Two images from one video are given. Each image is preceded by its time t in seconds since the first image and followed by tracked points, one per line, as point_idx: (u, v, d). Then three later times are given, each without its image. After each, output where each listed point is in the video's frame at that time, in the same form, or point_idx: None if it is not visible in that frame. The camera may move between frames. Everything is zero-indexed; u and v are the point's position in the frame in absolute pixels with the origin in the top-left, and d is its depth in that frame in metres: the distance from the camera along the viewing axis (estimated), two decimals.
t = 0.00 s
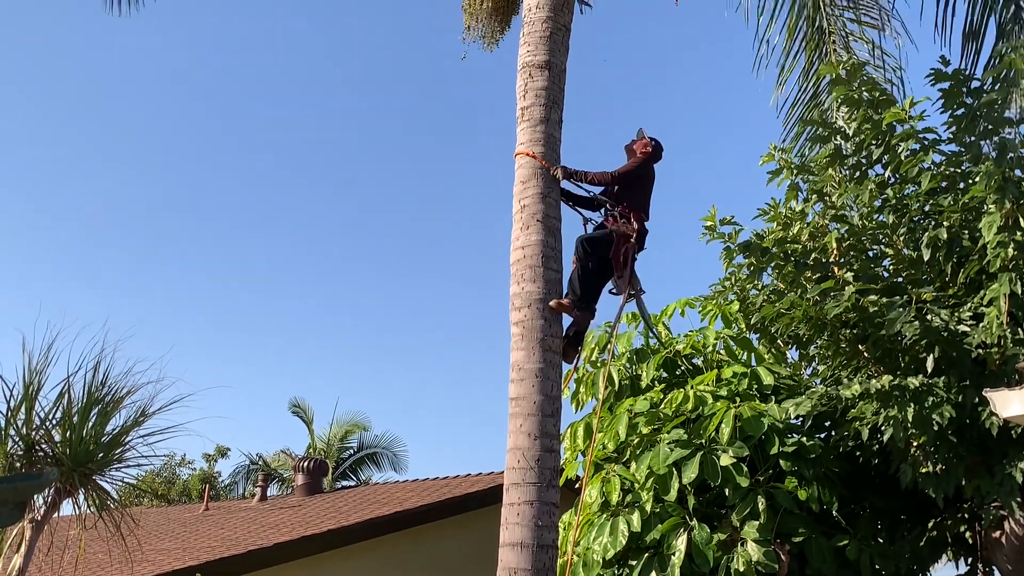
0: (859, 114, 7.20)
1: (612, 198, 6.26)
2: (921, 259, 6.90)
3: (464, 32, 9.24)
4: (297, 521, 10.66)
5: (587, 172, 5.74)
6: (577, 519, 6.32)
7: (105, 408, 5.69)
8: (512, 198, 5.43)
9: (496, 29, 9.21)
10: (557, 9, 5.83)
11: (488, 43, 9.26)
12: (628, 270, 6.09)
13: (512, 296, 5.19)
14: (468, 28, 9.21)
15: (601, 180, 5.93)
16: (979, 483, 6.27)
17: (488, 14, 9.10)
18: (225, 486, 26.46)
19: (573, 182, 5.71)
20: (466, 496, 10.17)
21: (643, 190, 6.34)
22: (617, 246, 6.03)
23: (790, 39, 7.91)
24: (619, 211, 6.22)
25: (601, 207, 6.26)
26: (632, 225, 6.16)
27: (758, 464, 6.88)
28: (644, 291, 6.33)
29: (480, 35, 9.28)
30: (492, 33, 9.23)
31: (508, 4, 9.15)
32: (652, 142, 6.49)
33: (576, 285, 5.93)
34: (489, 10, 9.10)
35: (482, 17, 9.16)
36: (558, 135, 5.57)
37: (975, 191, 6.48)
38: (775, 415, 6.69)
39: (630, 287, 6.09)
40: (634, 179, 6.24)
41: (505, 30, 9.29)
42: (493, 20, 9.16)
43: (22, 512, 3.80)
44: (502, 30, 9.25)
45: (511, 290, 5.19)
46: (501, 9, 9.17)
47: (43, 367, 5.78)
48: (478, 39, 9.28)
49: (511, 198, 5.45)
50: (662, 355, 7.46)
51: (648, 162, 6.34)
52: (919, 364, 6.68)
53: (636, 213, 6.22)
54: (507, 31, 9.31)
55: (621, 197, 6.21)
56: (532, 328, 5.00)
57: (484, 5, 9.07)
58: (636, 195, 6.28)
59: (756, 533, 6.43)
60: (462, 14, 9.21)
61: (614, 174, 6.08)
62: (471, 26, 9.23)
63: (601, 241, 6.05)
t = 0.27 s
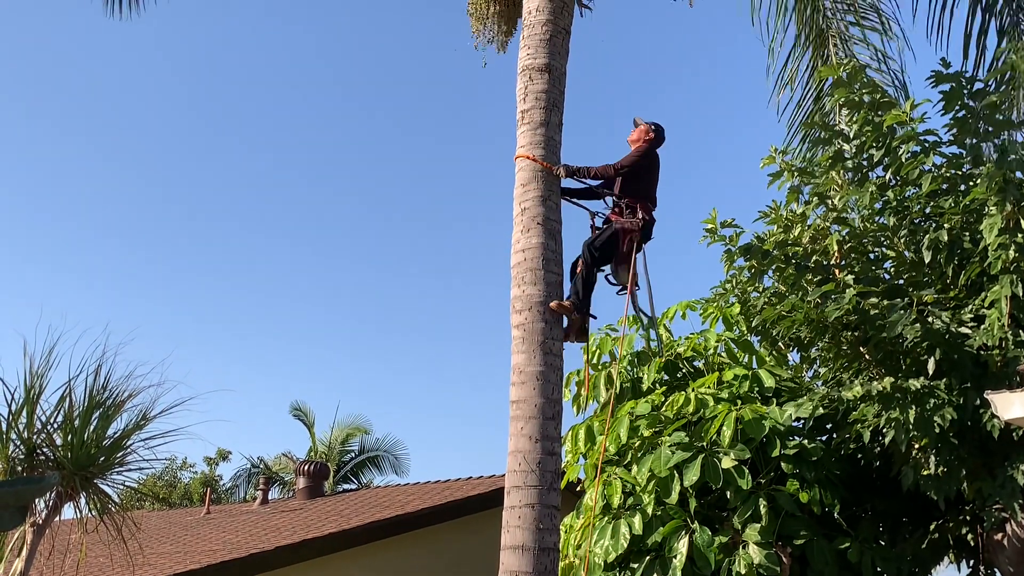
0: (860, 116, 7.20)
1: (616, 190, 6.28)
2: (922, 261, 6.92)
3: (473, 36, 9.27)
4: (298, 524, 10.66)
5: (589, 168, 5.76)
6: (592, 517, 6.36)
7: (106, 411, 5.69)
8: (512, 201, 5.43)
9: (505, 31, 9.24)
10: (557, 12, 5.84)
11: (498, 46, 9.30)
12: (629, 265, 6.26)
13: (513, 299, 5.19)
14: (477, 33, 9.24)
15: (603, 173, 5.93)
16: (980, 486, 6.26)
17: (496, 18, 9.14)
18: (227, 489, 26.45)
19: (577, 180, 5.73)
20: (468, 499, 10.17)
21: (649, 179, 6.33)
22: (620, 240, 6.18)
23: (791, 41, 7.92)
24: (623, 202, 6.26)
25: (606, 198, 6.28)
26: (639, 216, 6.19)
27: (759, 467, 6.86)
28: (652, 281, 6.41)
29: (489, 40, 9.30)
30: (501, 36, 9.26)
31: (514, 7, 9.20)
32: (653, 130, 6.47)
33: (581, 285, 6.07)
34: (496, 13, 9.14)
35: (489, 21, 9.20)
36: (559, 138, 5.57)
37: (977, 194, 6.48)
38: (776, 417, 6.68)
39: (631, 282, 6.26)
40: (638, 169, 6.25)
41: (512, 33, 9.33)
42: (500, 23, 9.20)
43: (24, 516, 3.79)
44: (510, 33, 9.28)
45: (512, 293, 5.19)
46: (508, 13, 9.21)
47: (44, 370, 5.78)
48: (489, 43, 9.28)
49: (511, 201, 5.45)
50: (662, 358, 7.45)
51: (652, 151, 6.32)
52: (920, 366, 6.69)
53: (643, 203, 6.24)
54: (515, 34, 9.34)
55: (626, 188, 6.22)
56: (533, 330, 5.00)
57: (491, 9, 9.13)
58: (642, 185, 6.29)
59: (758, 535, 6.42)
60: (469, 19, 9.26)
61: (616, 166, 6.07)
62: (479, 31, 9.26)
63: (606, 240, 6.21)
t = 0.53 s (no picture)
0: (863, 116, 7.19)
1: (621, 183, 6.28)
2: (925, 261, 6.95)
3: (480, 37, 9.26)
4: (301, 525, 10.66)
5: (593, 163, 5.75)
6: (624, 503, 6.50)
7: (110, 411, 5.70)
8: (514, 201, 5.43)
9: (512, 32, 9.24)
10: (560, 11, 5.84)
11: (505, 49, 9.29)
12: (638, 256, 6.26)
13: (515, 299, 5.19)
14: (482, 34, 9.23)
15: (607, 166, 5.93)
16: (984, 486, 6.26)
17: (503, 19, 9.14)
18: (230, 489, 26.48)
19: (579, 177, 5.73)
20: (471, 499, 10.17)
21: (655, 169, 6.31)
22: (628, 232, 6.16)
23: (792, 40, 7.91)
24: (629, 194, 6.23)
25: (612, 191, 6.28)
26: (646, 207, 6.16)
27: (762, 467, 6.86)
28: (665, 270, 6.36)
29: (496, 41, 9.29)
30: (509, 37, 9.26)
31: (519, 8, 9.20)
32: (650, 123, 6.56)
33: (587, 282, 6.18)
34: (502, 14, 9.14)
35: (496, 22, 9.19)
36: (561, 137, 5.57)
37: (980, 193, 6.51)
38: (779, 418, 6.67)
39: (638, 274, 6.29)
40: (643, 160, 6.25)
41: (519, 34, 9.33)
42: (507, 24, 9.20)
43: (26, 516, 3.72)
44: (516, 34, 9.27)
45: (515, 293, 5.19)
46: (513, 15, 9.21)
47: (48, 371, 5.79)
48: (496, 43, 9.26)
49: (514, 201, 5.45)
50: (665, 358, 7.44)
51: (655, 143, 6.33)
52: (923, 366, 6.71)
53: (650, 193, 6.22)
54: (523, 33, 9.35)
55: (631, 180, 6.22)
56: (535, 330, 5.00)
57: (496, 10, 9.13)
58: (648, 176, 6.27)
59: (760, 535, 6.42)
60: (475, 20, 9.22)
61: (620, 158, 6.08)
62: (485, 32, 9.24)
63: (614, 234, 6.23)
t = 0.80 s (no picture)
0: (867, 114, 7.18)
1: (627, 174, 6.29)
2: (929, 260, 6.93)
3: (478, 36, 9.24)
4: (305, 522, 10.68)
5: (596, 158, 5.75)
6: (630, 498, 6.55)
7: (114, 409, 5.71)
8: (518, 199, 5.43)
9: (509, 33, 9.22)
10: (564, 9, 5.83)
11: (502, 48, 9.27)
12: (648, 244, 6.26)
13: (519, 297, 5.18)
14: (481, 33, 9.21)
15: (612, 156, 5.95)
16: (988, 484, 6.25)
17: (503, 18, 9.14)
18: (234, 487, 26.51)
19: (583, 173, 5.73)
20: (474, 497, 10.18)
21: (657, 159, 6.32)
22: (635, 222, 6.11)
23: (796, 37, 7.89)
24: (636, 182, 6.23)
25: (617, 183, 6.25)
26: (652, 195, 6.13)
27: (766, 465, 6.86)
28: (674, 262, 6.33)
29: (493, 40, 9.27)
30: (507, 37, 9.24)
31: (519, 7, 9.20)
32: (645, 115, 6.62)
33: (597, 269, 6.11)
34: (502, 13, 9.14)
35: (495, 21, 9.18)
36: (565, 136, 5.57)
37: (984, 191, 6.49)
38: (783, 416, 6.66)
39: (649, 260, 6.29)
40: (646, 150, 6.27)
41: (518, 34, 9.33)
42: (505, 23, 9.19)
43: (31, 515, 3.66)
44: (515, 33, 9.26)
45: (518, 291, 5.19)
46: (513, 13, 9.21)
47: (52, 369, 5.80)
48: (493, 44, 9.24)
49: (517, 200, 5.45)
50: (668, 357, 7.44)
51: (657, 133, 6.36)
52: (928, 364, 6.64)
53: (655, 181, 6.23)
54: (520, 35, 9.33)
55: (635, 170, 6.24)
56: (539, 329, 5.00)
57: (496, 8, 9.14)
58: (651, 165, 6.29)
59: (764, 534, 6.42)
60: (475, 18, 9.23)
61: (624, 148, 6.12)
62: (484, 31, 9.21)
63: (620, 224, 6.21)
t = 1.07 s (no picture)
0: (869, 112, 7.15)
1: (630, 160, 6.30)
2: (932, 258, 6.86)
3: (475, 32, 9.25)
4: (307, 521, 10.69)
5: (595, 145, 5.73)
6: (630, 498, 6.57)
7: (116, 407, 5.72)
8: (520, 197, 5.43)
9: (506, 29, 9.22)
10: (566, 7, 5.83)
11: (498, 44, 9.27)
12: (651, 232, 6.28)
13: (521, 295, 5.19)
14: (479, 29, 9.22)
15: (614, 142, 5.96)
16: (991, 482, 6.25)
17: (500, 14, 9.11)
18: (236, 485, 26.55)
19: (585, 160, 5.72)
20: (476, 496, 10.19)
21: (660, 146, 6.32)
22: (638, 204, 6.20)
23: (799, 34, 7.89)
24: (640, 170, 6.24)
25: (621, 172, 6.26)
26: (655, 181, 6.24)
27: (767, 463, 6.88)
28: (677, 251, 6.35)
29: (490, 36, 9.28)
30: (503, 33, 9.24)
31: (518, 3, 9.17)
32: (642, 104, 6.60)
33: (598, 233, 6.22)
34: (499, 9, 9.13)
35: (492, 17, 9.18)
36: (567, 134, 5.57)
37: (986, 188, 6.47)
38: (785, 414, 6.66)
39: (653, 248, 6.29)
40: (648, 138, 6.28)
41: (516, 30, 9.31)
42: (502, 19, 9.18)
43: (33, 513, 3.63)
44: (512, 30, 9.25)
45: (520, 289, 5.19)
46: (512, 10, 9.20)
47: (54, 367, 5.81)
48: (490, 39, 9.26)
49: (519, 198, 5.45)
50: (670, 355, 7.44)
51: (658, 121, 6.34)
52: (930, 362, 6.65)
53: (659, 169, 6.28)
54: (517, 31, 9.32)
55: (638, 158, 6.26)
56: (541, 327, 5.00)
57: (495, 5, 9.11)
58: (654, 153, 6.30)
59: (766, 532, 6.43)
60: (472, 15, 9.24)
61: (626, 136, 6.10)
62: (480, 27, 9.23)
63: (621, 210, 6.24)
